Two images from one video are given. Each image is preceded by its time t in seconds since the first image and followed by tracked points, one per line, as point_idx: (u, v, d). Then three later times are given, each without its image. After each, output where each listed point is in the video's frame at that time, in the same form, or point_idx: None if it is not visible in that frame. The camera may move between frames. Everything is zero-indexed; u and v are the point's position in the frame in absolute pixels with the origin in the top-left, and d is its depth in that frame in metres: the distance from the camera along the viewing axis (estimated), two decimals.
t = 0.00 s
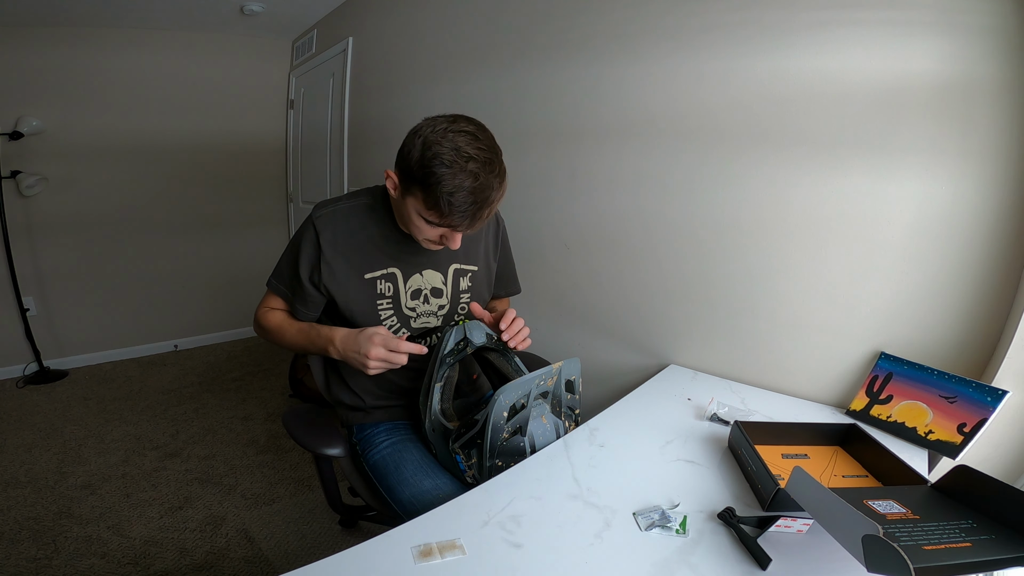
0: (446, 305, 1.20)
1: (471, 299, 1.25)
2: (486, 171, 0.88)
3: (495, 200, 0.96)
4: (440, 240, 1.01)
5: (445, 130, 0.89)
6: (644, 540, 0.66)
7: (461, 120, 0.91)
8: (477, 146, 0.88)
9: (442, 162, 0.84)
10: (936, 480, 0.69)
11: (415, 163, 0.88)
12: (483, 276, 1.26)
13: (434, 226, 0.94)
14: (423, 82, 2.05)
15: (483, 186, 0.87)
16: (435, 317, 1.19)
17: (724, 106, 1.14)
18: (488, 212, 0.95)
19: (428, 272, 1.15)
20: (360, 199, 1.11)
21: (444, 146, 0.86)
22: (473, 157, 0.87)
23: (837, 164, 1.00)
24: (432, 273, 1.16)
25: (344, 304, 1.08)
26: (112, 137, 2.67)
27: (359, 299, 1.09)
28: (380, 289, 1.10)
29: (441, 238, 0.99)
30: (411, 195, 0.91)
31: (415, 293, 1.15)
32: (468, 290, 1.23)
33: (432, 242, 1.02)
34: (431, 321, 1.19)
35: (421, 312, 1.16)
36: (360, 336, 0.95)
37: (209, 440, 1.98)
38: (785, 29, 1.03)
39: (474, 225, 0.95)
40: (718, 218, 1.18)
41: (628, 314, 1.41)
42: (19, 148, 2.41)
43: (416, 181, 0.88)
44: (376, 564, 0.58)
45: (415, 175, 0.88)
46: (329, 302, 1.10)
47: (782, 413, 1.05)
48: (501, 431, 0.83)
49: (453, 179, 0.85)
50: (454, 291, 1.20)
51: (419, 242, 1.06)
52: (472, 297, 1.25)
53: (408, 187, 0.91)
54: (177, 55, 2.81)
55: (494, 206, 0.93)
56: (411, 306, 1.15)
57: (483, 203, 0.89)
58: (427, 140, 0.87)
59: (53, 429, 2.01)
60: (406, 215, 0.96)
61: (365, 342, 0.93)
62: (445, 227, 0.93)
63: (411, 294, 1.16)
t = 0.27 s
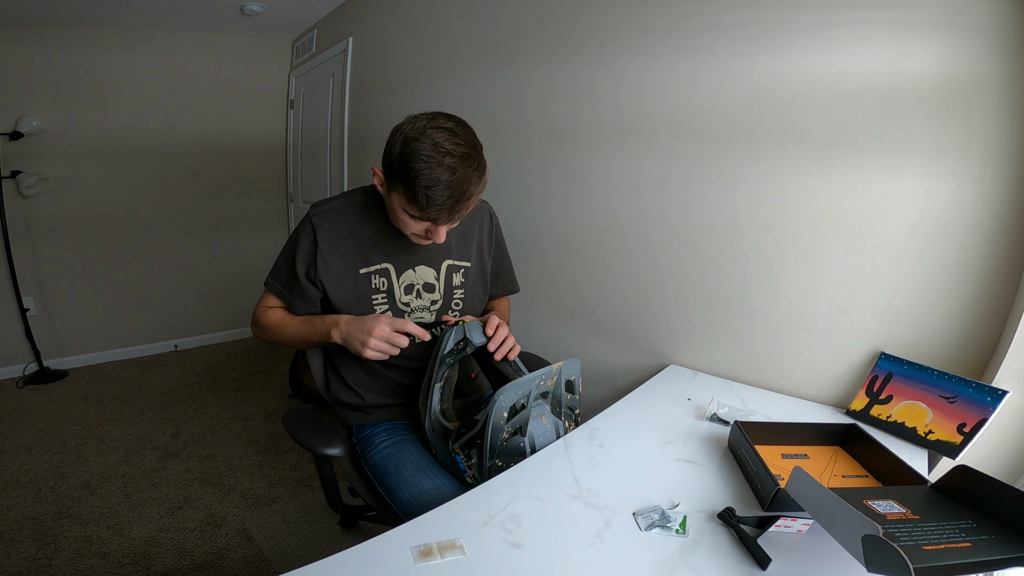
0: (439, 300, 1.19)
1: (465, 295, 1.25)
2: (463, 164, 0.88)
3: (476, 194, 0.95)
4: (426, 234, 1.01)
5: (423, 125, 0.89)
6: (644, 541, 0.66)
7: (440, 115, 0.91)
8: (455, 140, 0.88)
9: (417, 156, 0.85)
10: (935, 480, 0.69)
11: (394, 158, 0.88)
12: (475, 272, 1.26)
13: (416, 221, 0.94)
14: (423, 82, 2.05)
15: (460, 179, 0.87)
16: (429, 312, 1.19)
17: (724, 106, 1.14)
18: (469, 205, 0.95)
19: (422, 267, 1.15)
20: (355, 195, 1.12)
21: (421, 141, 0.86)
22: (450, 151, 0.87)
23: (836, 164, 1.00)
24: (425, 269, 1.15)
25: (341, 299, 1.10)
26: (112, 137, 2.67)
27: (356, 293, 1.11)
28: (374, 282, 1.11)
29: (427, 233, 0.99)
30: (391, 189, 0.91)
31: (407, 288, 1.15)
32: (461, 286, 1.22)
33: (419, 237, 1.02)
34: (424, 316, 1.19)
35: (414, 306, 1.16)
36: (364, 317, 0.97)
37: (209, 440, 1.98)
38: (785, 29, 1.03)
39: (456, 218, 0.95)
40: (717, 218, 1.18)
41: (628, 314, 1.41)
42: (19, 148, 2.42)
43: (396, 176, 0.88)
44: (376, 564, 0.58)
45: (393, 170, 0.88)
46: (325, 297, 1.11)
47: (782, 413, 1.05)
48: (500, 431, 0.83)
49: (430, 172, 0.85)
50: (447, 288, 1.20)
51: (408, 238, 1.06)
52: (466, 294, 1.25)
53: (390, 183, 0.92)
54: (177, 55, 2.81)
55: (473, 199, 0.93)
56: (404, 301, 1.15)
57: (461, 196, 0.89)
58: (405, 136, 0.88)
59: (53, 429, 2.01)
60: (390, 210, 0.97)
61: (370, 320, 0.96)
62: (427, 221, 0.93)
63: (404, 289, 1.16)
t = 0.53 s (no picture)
0: (437, 298, 1.19)
1: (464, 295, 1.24)
2: (457, 155, 0.88)
3: (471, 187, 0.95)
4: (424, 228, 1.01)
5: (421, 118, 0.90)
6: (645, 540, 0.66)
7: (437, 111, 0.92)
8: (451, 133, 0.89)
9: (411, 145, 0.85)
10: (935, 480, 0.69)
11: (391, 150, 0.89)
12: (474, 272, 1.25)
13: (413, 212, 0.94)
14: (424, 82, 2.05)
15: (453, 170, 0.87)
16: (428, 309, 1.19)
17: (723, 107, 1.14)
18: (464, 198, 0.94)
19: (420, 264, 1.15)
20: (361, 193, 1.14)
21: (417, 132, 0.87)
22: (444, 143, 0.87)
23: (837, 164, 1.00)
24: (424, 266, 1.16)
25: (342, 295, 1.10)
26: (112, 137, 2.67)
27: (358, 288, 1.12)
28: (375, 277, 1.12)
29: (423, 226, 0.99)
30: (389, 181, 0.92)
31: (407, 284, 1.15)
32: (459, 286, 1.22)
33: (416, 231, 1.02)
34: (424, 313, 1.19)
35: (414, 303, 1.16)
36: (390, 313, 0.98)
37: (209, 440, 1.98)
38: (785, 29, 1.03)
39: (451, 210, 0.95)
40: (717, 218, 1.18)
41: (628, 314, 1.41)
42: (19, 148, 2.42)
43: (392, 167, 0.89)
44: (377, 564, 0.58)
45: (390, 161, 0.89)
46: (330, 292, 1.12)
47: (782, 414, 1.05)
48: (504, 429, 0.83)
49: (423, 162, 0.85)
50: (445, 286, 1.20)
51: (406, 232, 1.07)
52: (464, 293, 1.24)
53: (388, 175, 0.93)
54: (178, 55, 2.81)
55: (467, 191, 0.93)
56: (404, 297, 1.15)
57: (455, 187, 0.89)
58: (403, 128, 0.90)
59: (53, 429, 2.01)
60: (389, 202, 0.98)
61: (397, 315, 0.97)
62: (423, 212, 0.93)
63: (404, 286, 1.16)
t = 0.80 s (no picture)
0: (439, 295, 1.19)
1: (465, 294, 1.24)
2: (474, 150, 0.89)
3: (483, 183, 0.97)
4: (432, 223, 1.01)
5: (436, 114, 0.91)
6: (644, 540, 0.66)
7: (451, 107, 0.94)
8: (467, 128, 0.90)
9: (429, 138, 0.86)
10: (935, 480, 0.69)
11: (406, 143, 0.89)
12: (476, 272, 1.25)
13: (425, 206, 0.94)
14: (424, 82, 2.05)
15: (470, 164, 0.88)
16: (429, 307, 1.18)
17: (723, 107, 1.14)
18: (476, 192, 0.96)
19: (424, 262, 1.15)
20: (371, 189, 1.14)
21: (434, 126, 0.88)
22: (462, 137, 0.88)
23: (837, 164, 1.00)
24: (427, 264, 1.16)
25: (345, 291, 1.10)
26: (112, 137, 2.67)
27: (360, 283, 1.11)
28: (379, 273, 1.11)
29: (433, 221, 0.99)
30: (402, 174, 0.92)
31: (410, 281, 1.15)
32: (461, 284, 1.22)
33: (424, 227, 1.02)
34: (425, 310, 1.18)
35: (416, 300, 1.16)
36: (394, 310, 0.98)
37: (209, 440, 1.98)
38: (785, 29, 1.03)
39: (463, 204, 0.96)
40: (717, 218, 1.18)
41: (627, 314, 1.41)
42: (19, 148, 2.41)
43: (408, 160, 0.89)
44: (377, 564, 0.58)
45: (405, 154, 0.89)
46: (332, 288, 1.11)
47: (781, 414, 1.05)
48: (504, 431, 0.83)
49: (440, 155, 0.86)
50: (447, 284, 1.20)
51: (413, 229, 1.06)
52: (466, 292, 1.24)
53: (400, 168, 0.93)
54: (178, 55, 2.81)
55: (481, 186, 0.94)
56: (407, 294, 1.15)
57: (471, 180, 0.90)
58: (419, 123, 0.90)
59: (53, 429, 2.01)
60: (400, 197, 0.97)
61: (402, 314, 0.96)
62: (435, 206, 0.94)
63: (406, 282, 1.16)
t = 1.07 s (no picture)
0: (442, 293, 1.19)
1: (468, 293, 1.24)
2: (500, 143, 0.93)
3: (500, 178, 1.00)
4: (447, 215, 1.03)
5: (461, 108, 0.95)
6: (644, 540, 0.66)
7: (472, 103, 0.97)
8: (491, 123, 0.94)
9: (459, 130, 0.89)
10: (935, 480, 0.69)
11: (432, 132, 0.91)
12: (479, 271, 1.25)
13: (446, 196, 0.96)
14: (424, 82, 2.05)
15: (496, 156, 0.92)
16: (432, 304, 1.18)
17: (723, 107, 1.14)
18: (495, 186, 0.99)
19: (428, 258, 1.16)
20: (380, 186, 1.15)
21: (462, 117, 0.91)
22: (487, 131, 0.92)
23: (838, 164, 1.00)
24: (432, 261, 1.16)
25: (349, 286, 1.09)
26: (112, 137, 2.67)
27: (365, 278, 1.11)
28: (384, 268, 1.11)
29: (449, 213, 1.01)
30: (425, 164, 0.94)
31: (414, 277, 1.15)
32: (464, 283, 1.22)
33: (438, 219, 1.04)
34: (428, 308, 1.18)
35: (420, 296, 1.16)
36: (395, 310, 0.97)
37: (209, 440, 1.98)
38: (785, 30, 1.03)
39: (482, 197, 0.98)
40: (717, 218, 1.18)
41: (627, 314, 1.41)
42: (19, 148, 2.41)
43: (434, 149, 0.91)
44: (377, 564, 0.58)
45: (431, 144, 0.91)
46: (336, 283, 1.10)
47: (782, 414, 1.05)
48: (504, 431, 0.83)
49: (469, 146, 0.89)
50: (451, 282, 1.20)
51: (424, 221, 1.07)
52: (469, 291, 1.24)
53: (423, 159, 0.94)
54: (177, 55, 2.81)
55: (500, 180, 0.98)
56: (410, 290, 1.15)
57: (495, 172, 0.93)
58: (444, 115, 0.93)
59: (53, 429, 2.01)
60: (418, 187, 0.98)
61: (402, 315, 0.95)
62: (456, 198, 0.96)
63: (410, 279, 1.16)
